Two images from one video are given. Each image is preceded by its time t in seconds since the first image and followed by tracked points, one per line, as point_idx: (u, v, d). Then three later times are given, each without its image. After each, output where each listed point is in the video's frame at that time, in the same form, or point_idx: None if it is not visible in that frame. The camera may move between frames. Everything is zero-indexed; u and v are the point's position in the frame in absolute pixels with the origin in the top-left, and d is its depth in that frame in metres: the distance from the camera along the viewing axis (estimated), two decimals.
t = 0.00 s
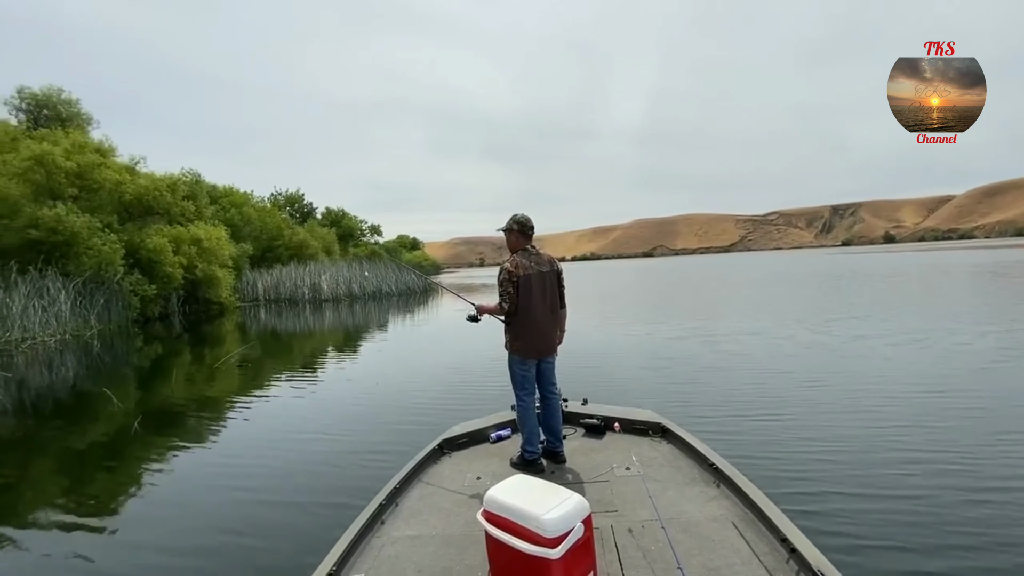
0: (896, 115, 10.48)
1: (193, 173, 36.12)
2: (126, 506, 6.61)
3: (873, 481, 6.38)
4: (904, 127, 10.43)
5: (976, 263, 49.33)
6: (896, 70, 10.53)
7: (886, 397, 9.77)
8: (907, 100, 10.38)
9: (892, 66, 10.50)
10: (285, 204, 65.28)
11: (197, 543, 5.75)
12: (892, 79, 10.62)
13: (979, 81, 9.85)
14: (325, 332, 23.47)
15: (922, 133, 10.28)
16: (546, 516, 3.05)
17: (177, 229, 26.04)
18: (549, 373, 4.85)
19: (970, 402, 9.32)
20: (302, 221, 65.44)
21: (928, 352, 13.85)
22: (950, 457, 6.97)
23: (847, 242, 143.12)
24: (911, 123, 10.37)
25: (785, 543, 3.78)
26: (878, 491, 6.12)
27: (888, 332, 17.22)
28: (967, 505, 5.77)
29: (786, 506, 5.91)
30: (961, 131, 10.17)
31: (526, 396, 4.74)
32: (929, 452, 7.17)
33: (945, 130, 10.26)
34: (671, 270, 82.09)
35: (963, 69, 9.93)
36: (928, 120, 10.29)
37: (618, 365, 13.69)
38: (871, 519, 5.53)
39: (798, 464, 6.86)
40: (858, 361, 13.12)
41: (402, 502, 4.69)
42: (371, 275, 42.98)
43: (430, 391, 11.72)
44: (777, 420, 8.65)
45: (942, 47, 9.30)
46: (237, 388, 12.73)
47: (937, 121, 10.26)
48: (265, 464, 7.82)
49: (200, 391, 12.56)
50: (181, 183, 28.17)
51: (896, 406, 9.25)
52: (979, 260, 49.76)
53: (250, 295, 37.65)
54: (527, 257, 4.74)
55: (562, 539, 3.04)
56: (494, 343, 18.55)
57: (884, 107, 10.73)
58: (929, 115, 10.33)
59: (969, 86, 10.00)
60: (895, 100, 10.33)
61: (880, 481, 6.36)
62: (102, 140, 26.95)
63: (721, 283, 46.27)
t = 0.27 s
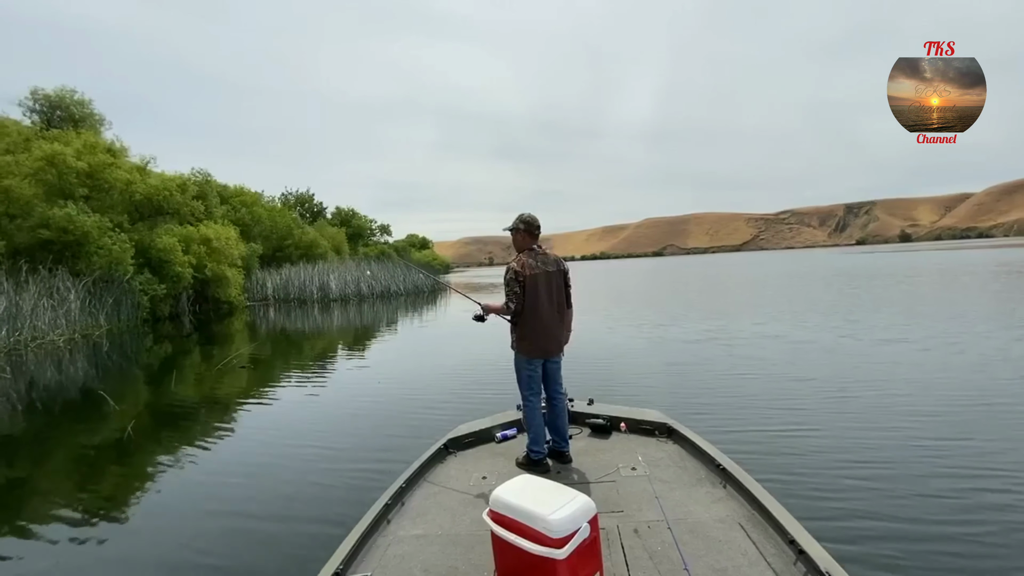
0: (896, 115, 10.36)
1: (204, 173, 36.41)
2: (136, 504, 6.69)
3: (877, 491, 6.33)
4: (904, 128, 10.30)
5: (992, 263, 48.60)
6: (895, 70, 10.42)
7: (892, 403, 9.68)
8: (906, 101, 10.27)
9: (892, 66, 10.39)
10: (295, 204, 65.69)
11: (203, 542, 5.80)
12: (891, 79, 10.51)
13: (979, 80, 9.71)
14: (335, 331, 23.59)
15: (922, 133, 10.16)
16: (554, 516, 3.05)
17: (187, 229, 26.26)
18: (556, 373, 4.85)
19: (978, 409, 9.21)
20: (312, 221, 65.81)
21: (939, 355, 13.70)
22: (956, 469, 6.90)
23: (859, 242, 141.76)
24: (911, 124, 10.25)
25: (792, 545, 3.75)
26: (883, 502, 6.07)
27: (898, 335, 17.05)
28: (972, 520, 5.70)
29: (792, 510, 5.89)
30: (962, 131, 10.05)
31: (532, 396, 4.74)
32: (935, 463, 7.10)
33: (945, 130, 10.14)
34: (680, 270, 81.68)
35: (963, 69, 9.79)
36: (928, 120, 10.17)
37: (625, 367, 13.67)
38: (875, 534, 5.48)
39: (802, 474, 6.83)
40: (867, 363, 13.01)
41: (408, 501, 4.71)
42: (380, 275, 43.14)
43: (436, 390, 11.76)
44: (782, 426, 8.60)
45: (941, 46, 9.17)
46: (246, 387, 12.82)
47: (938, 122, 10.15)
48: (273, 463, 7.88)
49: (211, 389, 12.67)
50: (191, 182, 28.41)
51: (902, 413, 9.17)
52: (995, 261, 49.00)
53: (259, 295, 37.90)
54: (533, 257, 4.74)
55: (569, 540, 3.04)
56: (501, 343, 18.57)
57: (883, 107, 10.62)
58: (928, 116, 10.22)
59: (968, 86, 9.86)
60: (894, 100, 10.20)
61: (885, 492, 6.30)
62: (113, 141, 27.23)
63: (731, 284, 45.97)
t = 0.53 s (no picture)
0: (896, 115, 10.28)
1: (213, 173, 36.68)
2: (143, 503, 6.76)
3: (882, 487, 6.28)
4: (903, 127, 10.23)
5: (1005, 263, 47.97)
6: (895, 69, 10.35)
7: (899, 400, 9.59)
8: (907, 100, 10.19)
9: (892, 66, 10.31)
10: (305, 204, 66.07)
11: (208, 540, 5.84)
12: (891, 79, 10.43)
13: (978, 80, 9.62)
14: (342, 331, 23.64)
15: (922, 133, 10.10)
16: (557, 516, 3.06)
17: (196, 229, 26.42)
18: (559, 373, 4.85)
19: (987, 406, 9.10)
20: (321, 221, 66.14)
21: (949, 356, 13.57)
22: (962, 464, 6.83)
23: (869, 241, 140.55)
24: (910, 124, 10.18)
25: (797, 546, 3.74)
26: (887, 498, 6.03)
27: (907, 334, 16.91)
28: (976, 516, 5.64)
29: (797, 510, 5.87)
30: (961, 131, 9.98)
31: (536, 396, 4.75)
32: (941, 459, 7.03)
33: (945, 130, 10.07)
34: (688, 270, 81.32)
35: (964, 69, 9.69)
36: (928, 120, 10.09)
37: (631, 367, 13.66)
38: (878, 529, 5.44)
39: (806, 468, 6.78)
40: (874, 363, 12.91)
41: (412, 500, 4.73)
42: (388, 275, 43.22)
43: (441, 389, 11.80)
44: (787, 422, 8.55)
45: (941, 47, 9.03)
46: (254, 386, 12.91)
47: (937, 122, 10.08)
48: (278, 462, 7.93)
49: (220, 389, 12.76)
50: (200, 182, 28.60)
51: (909, 410, 9.08)
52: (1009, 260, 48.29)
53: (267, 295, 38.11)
54: (537, 257, 4.75)
55: (571, 539, 3.05)
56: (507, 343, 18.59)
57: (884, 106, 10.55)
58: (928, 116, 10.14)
59: (968, 87, 9.77)
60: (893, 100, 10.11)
61: (889, 488, 6.25)
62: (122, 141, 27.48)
63: (740, 284, 45.70)
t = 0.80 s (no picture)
0: (895, 115, 10.20)
1: (221, 173, 36.90)
2: (150, 501, 6.81)
3: (884, 489, 6.23)
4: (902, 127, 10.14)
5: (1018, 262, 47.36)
6: (895, 69, 10.26)
7: (903, 402, 9.51)
8: (906, 100, 10.10)
9: (892, 66, 10.23)
10: (314, 204, 66.39)
11: (213, 538, 5.88)
12: (891, 79, 10.35)
13: (978, 81, 9.54)
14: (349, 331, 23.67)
15: (922, 133, 10.02)
16: (560, 515, 3.06)
17: (204, 229, 26.57)
18: (563, 372, 4.86)
19: (992, 408, 9.01)
20: (330, 221, 66.44)
21: (958, 357, 13.45)
22: (968, 464, 6.76)
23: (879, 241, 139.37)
24: (910, 124, 10.09)
25: (802, 547, 3.73)
26: (889, 499, 5.99)
27: (915, 335, 16.77)
28: (978, 520, 5.59)
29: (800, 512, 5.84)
30: (961, 131, 9.89)
31: (540, 396, 4.75)
32: (945, 460, 6.96)
33: (945, 130, 9.99)
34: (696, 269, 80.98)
35: (964, 70, 9.59)
36: (928, 120, 10.00)
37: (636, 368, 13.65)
38: (880, 529, 5.40)
39: (807, 471, 6.76)
40: (881, 364, 12.83)
41: (416, 499, 4.75)
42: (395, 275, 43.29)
43: (446, 389, 11.82)
44: (790, 424, 8.51)
45: (941, 46, 8.98)
46: (261, 386, 12.97)
47: (937, 122, 9.99)
48: (284, 460, 7.98)
49: (228, 388, 12.85)
50: (208, 183, 28.77)
51: (913, 411, 9.01)
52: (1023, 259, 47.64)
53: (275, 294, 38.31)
54: (541, 256, 4.75)
55: (575, 539, 3.06)
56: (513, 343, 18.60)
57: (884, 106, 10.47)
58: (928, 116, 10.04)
59: (968, 87, 9.68)
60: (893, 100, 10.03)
61: (892, 489, 6.21)
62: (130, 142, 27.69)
63: (748, 283, 45.45)
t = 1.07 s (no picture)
0: (895, 115, 10.11)
1: (229, 173, 37.09)
2: (156, 500, 6.86)
3: (889, 494, 6.20)
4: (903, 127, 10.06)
5: None
6: (895, 69, 10.17)
7: (909, 406, 9.44)
8: (907, 100, 10.01)
9: (892, 66, 10.14)
10: (323, 204, 66.67)
11: (218, 536, 5.92)
12: (891, 79, 10.25)
13: (979, 81, 9.44)
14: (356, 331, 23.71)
15: (922, 133, 9.93)
16: (564, 515, 3.06)
17: (212, 228, 26.70)
18: (567, 372, 4.85)
19: (997, 414, 8.92)
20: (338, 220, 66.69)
21: (966, 361, 13.34)
22: (975, 471, 6.71)
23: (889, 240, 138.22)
24: (910, 124, 10.01)
25: (807, 547, 3.70)
26: (893, 504, 5.95)
27: (923, 338, 16.66)
28: (982, 528, 5.54)
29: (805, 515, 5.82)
30: (961, 131, 9.78)
31: (544, 395, 4.75)
32: (949, 467, 6.89)
33: (945, 130, 9.90)
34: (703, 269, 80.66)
35: (964, 70, 9.50)
36: (928, 120, 9.91)
37: (641, 369, 13.63)
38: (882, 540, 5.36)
39: (809, 478, 6.73)
40: (888, 368, 12.75)
41: (420, 498, 4.76)
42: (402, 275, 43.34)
43: (451, 389, 11.85)
44: (794, 429, 8.46)
45: (942, 46, 9.09)
46: (268, 385, 13.02)
47: (937, 122, 9.89)
48: (289, 459, 8.01)
49: (236, 387, 12.91)
50: (216, 182, 28.90)
51: (920, 415, 8.95)
52: None
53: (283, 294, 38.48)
54: (545, 255, 4.75)
55: (579, 539, 3.05)
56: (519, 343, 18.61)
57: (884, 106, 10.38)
58: (928, 116, 9.94)
59: (968, 87, 9.59)
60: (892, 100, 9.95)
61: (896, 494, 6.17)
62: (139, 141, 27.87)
63: (757, 283, 45.22)
